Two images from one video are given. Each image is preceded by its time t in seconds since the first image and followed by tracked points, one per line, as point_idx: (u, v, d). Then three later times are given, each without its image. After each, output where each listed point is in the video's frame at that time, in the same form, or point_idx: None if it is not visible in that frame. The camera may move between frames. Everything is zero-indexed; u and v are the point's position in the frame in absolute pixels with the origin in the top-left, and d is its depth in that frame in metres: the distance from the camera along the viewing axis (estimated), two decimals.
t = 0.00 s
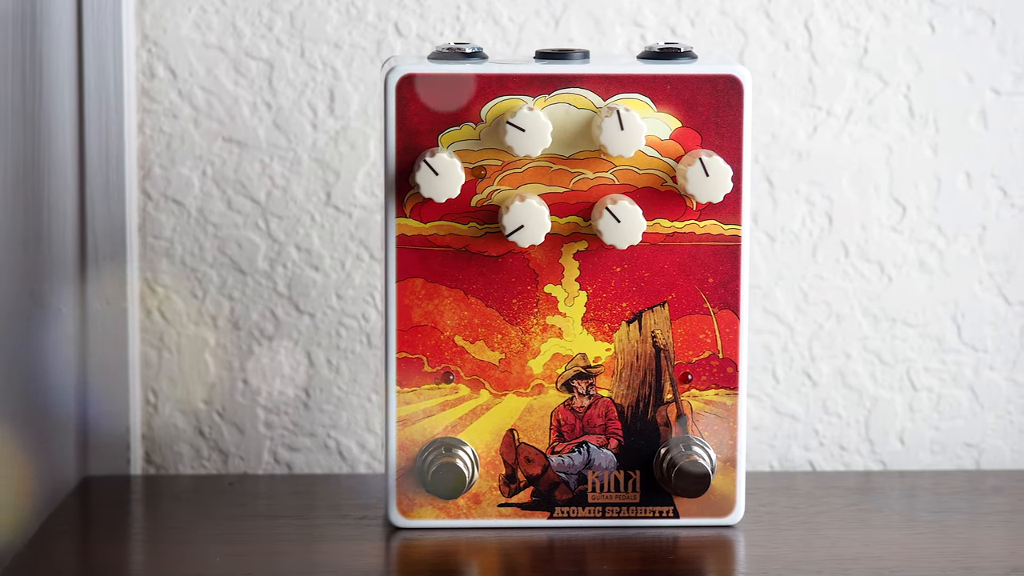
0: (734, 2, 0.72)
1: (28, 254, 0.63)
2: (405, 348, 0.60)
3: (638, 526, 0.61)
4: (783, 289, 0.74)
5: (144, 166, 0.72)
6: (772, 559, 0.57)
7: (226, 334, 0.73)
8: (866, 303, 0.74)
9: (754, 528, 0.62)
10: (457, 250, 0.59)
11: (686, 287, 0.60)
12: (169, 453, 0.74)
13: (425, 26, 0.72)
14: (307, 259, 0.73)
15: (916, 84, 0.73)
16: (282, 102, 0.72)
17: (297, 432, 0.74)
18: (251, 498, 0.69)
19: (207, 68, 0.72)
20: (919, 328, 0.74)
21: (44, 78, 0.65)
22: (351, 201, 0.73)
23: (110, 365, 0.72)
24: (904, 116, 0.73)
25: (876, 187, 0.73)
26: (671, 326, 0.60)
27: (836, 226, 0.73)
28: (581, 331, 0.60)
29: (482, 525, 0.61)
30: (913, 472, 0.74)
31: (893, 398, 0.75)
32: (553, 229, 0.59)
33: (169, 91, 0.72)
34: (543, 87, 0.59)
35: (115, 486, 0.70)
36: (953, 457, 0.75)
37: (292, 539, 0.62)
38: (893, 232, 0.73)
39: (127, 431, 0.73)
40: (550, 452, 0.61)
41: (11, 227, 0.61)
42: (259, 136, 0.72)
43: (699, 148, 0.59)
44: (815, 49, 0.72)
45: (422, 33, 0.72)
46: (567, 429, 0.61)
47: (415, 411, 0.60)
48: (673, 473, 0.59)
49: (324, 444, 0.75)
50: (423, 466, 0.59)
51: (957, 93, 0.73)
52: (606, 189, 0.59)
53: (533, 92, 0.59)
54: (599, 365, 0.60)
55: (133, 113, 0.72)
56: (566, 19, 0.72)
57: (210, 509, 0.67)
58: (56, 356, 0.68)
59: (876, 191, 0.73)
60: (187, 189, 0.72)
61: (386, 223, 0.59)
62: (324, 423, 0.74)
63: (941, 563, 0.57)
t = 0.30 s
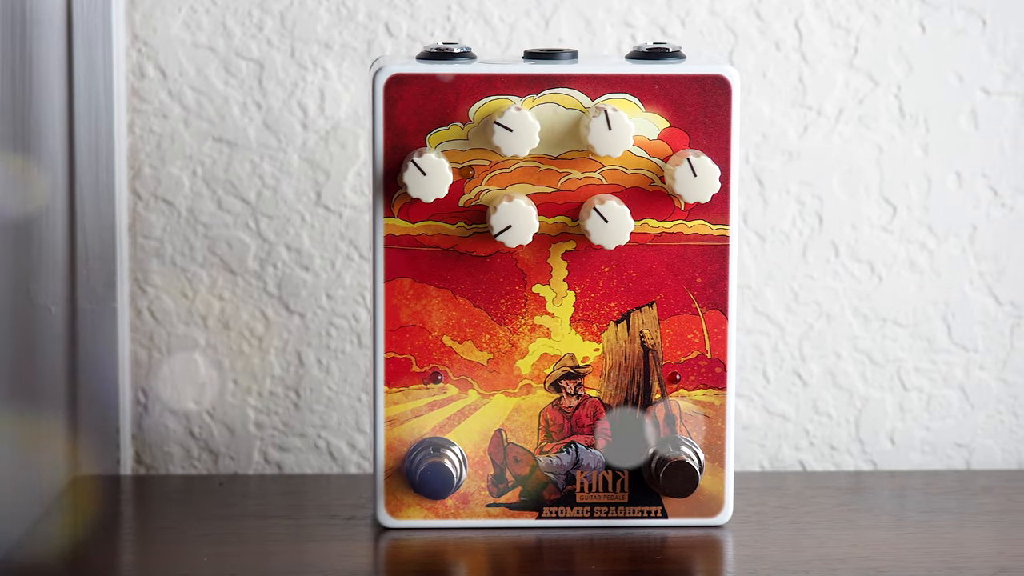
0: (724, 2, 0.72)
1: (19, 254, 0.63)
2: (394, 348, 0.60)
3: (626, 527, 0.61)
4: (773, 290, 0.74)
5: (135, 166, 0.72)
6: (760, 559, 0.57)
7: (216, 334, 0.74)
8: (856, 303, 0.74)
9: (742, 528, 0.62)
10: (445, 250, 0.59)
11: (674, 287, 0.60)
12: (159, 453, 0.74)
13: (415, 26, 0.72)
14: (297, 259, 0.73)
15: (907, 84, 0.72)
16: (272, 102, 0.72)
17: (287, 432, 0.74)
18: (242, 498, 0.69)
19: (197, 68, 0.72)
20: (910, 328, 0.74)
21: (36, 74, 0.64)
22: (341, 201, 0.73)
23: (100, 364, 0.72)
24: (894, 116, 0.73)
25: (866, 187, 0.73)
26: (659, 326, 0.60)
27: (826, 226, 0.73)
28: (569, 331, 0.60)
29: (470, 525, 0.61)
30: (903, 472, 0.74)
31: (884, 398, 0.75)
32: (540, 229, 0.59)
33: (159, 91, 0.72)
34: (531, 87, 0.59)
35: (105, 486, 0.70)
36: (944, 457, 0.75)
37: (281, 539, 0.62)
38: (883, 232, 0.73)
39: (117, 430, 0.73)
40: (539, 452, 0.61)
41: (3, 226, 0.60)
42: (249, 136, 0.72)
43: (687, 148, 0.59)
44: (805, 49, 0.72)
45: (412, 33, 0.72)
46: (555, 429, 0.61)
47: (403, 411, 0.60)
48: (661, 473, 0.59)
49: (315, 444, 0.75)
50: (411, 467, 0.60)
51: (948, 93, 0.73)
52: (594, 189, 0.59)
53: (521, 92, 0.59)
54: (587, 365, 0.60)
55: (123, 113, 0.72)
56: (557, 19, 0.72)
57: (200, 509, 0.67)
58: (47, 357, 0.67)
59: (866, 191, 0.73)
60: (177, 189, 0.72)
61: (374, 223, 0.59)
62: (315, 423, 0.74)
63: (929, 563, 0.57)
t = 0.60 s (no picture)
0: (713, 2, 0.72)
1: (10, 255, 0.63)
2: (381, 348, 0.60)
3: (614, 527, 0.61)
4: (763, 290, 0.74)
5: (124, 166, 0.72)
6: (747, 560, 0.57)
7: (206, 334, 0.73)
8: (846, 303, 0.74)
9: (730, 528, 0.62)
10: (432, 250, 0.59)
11: (661, 287, 0.60)
12: (149, 453, 0.74)
13: (405, 26, 0.72)
14: (286, 259, 0.73)
15: (897, 84, 0.72)
16: (261, 102, 0.72)
17: (277, 432, 0.74)
18: (232, 499, 0.69)
19: (187, 69, 0.72)
20: (900, 328, 0.74)
21: (27, 76, 0.64)
22: (331, 201, 0.73)
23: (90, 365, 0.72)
24: (884, 117, 0.73)
25: (856, 187, 0.73)
26: (647, 327, 0.60)
27: (816, 226, 0.73)
28: (557, 331, 0.60)
29: (457, 525, 0.61)
30: (893, 472, 0.74)
31: (874, 397, 0.75)
32: (527, 229, 0.59)
33: (148, 91, 0.72)
34: (519, 87, 0.59)
35: (95, 486, 0.70)
36: (934, 456, 0.75)
37: (269, 539, 0.62)
38: (873, 232, 0.73)
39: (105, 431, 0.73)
40: (526, 452, 0.61)
41: None
42: (238, 136, 0.72)
43: (674, 149, 0.59)
44: (795, 49, 0.72)
45: (402, 33, 0.72)
46: (543, 429, 0.61)
47: (391, 411, 0.60)
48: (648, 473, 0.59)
49: (304, 444, 0.75)
50: (399, 467, 0.59)
51: (937, 93, 0.73)
52: (581, 189, 0.59)
53: (509, 92, 0.59)
54: (575, 365, 0.60)
55: (113, 114, 0.72)
56: (546, 19, 0.72)
57: (189, 509, 0.67)
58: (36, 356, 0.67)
59: (856, 191, 0.73)
60: (167, 189, 0.72)
61: (361, 223, 0.59)
62: (304, 423, 0.74)
63: (915, 563, 0.57)
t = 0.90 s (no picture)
0: (702, 2, 0.72)
1: None
2: (368, 348, 0.60)
3: (601, 527, 0.61)
4: (752, 290, 0.74)
5: (113, 166, 0.72)
6: (733, 560, 0.57)
7: (195, 334, 0.73)
8: (835, 303, 0.74)
9: (717, 528, 0.62)
10: (419, 250, 0.59)
11: (648, 287, 0.60)
12: (138, 453, 0.74)
13: (394, 26, 0.72)
14: (275, 259, 0.73)
15: (886, 84, 0.72)
16: (250, 102, 0.72)
17: (266, 432, 0.74)
18: (219, 499, 0.69)
19: (175, 69, 0.72)
20: (889, 328, 0.74)
21: (14, 77, 0.64)
22: (320, 201, 0.73)
23: (78, 365, 0.72)
24: (873, 117, 0.73)
25: (845, 187, 0.73)
26: (634, 326, 0.60)
27: (805, 226, 0.73)
28: (543, 331, 0.60)
29: (444, 525, 0.61)
30: (882, 472, 0.74)
31: (863, 397, 0.75)
32: (514, 229, 0.59)
33: (137, 91, 0.72)
34: (505, 87, 0.58)
35: (83, 486, 0.70)
36: (923, 456, 0.75)
37: (257, 539, 0.62)
38: (862, 232, 0.73)
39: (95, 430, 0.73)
40: (513, 452, 0.61)
41: None
42: (227, 136, 0.72)
43: (661, 149, 0.59)
44: (784, 49, 0.72)
45: (391, 33, 0.72)
46: (530, 429, 0.61)
47: (378, 411, 0.60)
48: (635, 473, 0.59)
49: (293, 444, 0.75)
50: (385, 467, 0.59)
51: (926, 92, 0.73)
52: (568, 189, 0.59)
53: (495, 92, 0.59)
54: (562, 365, 0.60)
55: (101, 114, 0.71)
56: (535, 19, 0.72)
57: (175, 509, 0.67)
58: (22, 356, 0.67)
59: (845, 191, 0.73)
60: (155, 189, 0.72)
61: (348, 223, 0.59)
62: (293, 423, 0.74)
63: (901, 563, 0.57)
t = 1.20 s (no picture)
0: (691, 2, 0.72)
1: None
2: (354, 348, 0.60)
3: (588, 527, 0.61)
4: (741, 290, 0.74)
5: (102, 166, 0.72)
6: (719, 560, 0.57)
7: (184, 334, 0.73)
8: (824, 303, 0.74)
9: (704, 528, 0.62)
10: (405, 250, 0.59)
11: (635, 287, 0.60)
12: (127, 453, 0.74)
13: (383, 26, 0.72)
14: (264, 259, 0.73)
15: (875, 84, 0.72)
16: (239, 103, 0.72)
17: (255, 432, 0.74)
18: (208, 499, 0.69)
19: (164, 69, 0.72)
20: (878, 328, 0.74)
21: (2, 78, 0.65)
22: (309, 201, 0.73)
23: (67, 365, 0.72)
24: (862, 117, 0.73)
25: (835, 187, 0.73)
26: (620, 327, 0.60)
27: (794, 226, 0.73)
28: (530, 331, 0.60)
29: (431, 525, 0.61)
30: (871, 472, 0.74)
31: (852, 398, 0.75)
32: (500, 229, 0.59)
33: (126, 91, 0.72)
34: (491, 87, 0.58)
35: (71, 486, 0.70)
36: (912, 457, 0.75)
37: (245, 539, 0.62)
38: (851, 232, 0.73)
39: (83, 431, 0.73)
40: (500, 452, 0.61)
41: None
42: (216, 136, 0.72)
43: (647, 149, 0.59)
44: (773, 49, 0.72)
45: (379, 33, 0.72)
46: (516, 429, 0.61)
47: (364, 411, 0.60)
48: (621, 473, 0.59)
49: (282, 444, 0.75)
50: (372, 468, 0.59)
51: (916, 92, 0.72)
52: (554, 189, 0.59)
53: (481, 92, 0.58)
54: (548, 365, 0.60)
55: (90, 114, 0.71)
56: (524, 19, 0.72)
57: (162, 509, 0.67)
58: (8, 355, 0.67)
59: (834, 191, 0.73)
60: (144, 189, 0.72)
61: (334, 223, 0.59)
62: (282, 424, 0.75)
63: (887, 563, 0.57)
